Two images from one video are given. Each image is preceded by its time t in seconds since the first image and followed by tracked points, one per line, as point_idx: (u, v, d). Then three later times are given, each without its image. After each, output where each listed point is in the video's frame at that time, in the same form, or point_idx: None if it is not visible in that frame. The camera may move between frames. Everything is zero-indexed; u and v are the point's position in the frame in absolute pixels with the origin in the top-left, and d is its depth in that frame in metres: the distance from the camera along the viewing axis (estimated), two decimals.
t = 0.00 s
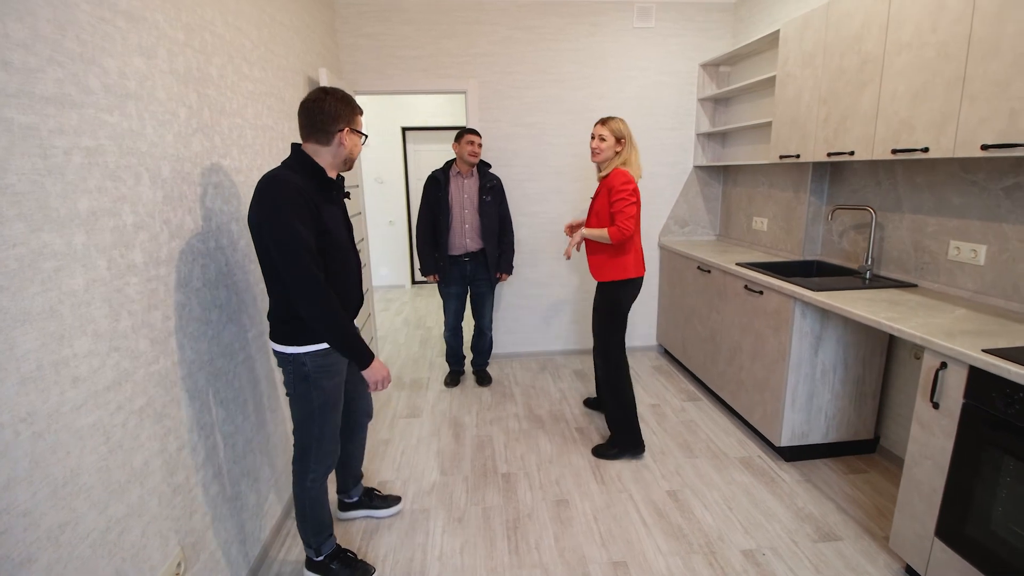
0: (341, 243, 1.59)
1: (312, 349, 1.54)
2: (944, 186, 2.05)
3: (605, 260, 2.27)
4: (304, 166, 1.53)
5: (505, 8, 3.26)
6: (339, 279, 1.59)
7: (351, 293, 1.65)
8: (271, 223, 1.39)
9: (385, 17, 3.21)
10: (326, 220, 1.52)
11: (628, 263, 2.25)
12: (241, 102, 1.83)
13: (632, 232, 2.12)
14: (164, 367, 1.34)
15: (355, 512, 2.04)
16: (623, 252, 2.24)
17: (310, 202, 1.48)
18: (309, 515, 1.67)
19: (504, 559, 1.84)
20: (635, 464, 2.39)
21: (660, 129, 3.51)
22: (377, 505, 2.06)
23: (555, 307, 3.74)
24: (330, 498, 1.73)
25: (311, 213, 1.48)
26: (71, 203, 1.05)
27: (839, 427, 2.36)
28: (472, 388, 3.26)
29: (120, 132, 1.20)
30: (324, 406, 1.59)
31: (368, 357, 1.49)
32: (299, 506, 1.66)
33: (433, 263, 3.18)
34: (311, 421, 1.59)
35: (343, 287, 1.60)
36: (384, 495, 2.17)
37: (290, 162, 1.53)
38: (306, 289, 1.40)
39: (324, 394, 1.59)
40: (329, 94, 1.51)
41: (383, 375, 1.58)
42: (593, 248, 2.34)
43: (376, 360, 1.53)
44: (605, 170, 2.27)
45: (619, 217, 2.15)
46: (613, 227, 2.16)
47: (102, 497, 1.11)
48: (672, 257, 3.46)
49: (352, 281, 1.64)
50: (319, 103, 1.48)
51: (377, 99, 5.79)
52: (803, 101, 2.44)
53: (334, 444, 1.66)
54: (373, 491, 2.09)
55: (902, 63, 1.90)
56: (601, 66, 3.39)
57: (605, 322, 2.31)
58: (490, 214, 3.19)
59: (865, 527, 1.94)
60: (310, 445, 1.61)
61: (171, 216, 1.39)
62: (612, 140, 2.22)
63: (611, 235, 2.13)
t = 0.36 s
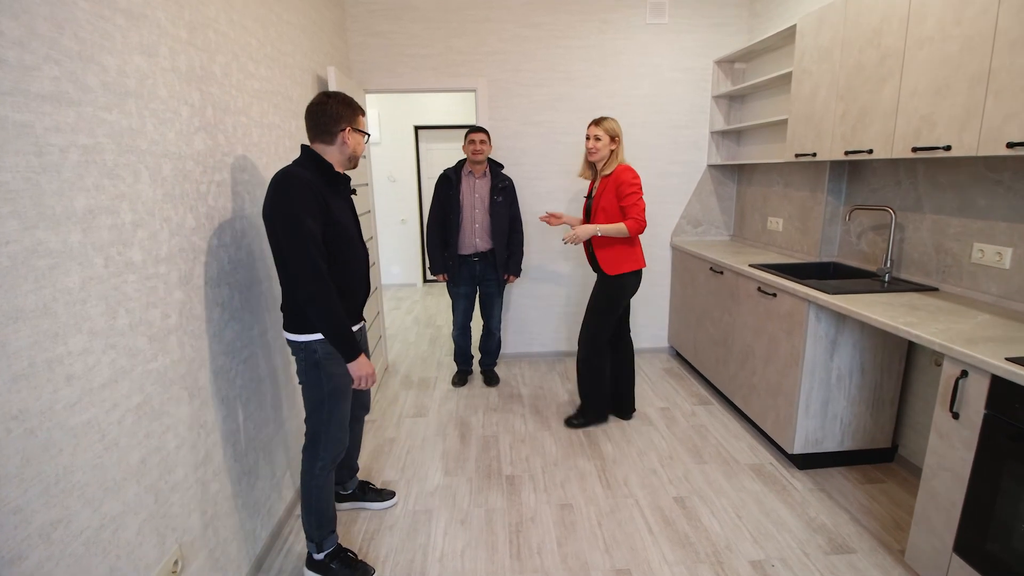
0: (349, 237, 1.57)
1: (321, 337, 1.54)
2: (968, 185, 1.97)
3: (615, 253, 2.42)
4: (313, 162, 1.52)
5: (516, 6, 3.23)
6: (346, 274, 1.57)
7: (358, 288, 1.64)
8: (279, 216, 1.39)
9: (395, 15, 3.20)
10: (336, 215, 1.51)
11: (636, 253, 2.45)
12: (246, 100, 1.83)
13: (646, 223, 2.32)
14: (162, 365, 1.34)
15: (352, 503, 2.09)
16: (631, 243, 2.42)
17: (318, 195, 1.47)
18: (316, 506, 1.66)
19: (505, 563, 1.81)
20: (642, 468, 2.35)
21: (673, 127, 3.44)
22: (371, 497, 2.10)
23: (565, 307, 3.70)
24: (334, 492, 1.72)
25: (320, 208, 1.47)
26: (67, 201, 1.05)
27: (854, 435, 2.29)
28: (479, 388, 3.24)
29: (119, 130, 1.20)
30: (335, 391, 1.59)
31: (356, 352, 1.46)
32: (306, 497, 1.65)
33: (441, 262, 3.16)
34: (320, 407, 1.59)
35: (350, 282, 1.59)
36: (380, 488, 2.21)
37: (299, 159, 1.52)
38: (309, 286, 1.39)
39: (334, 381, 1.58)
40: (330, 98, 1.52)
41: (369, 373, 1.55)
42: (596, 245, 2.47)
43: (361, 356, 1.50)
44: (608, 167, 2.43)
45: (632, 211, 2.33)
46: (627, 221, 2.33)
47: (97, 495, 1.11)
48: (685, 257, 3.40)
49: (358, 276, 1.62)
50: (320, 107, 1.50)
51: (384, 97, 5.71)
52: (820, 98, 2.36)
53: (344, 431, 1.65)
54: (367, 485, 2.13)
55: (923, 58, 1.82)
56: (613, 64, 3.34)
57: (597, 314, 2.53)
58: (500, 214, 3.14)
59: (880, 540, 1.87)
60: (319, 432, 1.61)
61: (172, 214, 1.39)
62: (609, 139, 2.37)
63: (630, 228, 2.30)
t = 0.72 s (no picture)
0: (356, 230, 1.55)
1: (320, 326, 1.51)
2: (993, 186, 1.89)
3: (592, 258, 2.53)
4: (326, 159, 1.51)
5: (527, 4, 3.21)
6: (352, 271, 1.56)
7: (364, 284, 1.62)
8: (283, 211, 1.40)
9: (406, 14, 3.19)
10: (345, 212, 1.49)
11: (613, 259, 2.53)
12: (253, 99, 1.83)
13: (616, 231, 2.41)
14: (163, 364, 1.34)
15: (355, 502, 2.09)
16: (608, 249, 2.51)
17: (323, 189, 1.45)
18: (323, 494, 1.67)
19: (508, 568, 1.79)
20: (650, 474, 2.30)
21: (686, 126, 3.38)
22: (374, 498, 2.09)
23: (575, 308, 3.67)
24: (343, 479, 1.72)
25: (327, 206, 1.46)
26: (66, 200, 1.05)
27: (871, 443, 2.22)
28: (488, 389, 3.22)
29: (121, 129, 1.20)
30: (337, 380, 1.57)
31: (346, 332, 1.44)
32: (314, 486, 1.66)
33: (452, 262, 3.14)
34: (325, 396, 1.59)
35: (355, 279, 1.58)
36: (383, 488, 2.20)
37: (313, 157, 1.52)
38: (307, 284, 1.40)
39: (336, 369, 1.56)
40: (344, 100, 1.52)
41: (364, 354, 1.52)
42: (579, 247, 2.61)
43: (354, 336, 1.48)
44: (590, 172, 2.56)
45: (604, 219, 2.42)
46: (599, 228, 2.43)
47: (94, 493, 1.12)
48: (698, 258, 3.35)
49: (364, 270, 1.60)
50: (335, 109, 1.49)
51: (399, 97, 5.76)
52: (838, 96, 2.29)
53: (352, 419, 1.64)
54: (371, 485, 2.12)
55: (946, 53, 1.75)
56: (626, 62, 3.29)
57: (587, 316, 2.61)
58: (512, 215, 3.11)
59: (897, 554, 1.80)
60: (327, 420, 1.61)
61: (175, 214, 1.39)
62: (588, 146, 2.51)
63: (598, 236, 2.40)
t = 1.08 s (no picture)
0: (359, 231, 1.55)
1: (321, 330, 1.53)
2: None
3: (592, 257, 2.56)
4: (332, 159, 1.51)
5: (544, 3, 3.17)
6: (355, 271, 1.56)
7: (366, 285, 1.62)
8: (285, 213, 1.39)
9: (422, 15, 3.19)
10: (347, 214, 1.50)
11: (614, 261, 2.53)
12: (266, 101, 1.84)
13: (613, 232, 2.43)
14: (171, 364, 1.35)
15: (362, 503, 2.09)
16: (608, 250, 2.52)
17: (326, 191, 1.45)
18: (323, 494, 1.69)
19: None
20: (663, 482, 2.25)
21: (706, 126, 3.31)
22: (383, 500, 2.09)
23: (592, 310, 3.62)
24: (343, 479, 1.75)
25: (329, 207, 1.45)
26: (73, 200, 1.06)
27: (896, 457, 2.13)
28: (501, 392, 3.19)
29: (130, 130, 1.21)
30: (337, 383, 1.58)
31: (346, 340, 1.44)
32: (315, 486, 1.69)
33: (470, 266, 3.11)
34: (325, 399, 1.60)
35: (358, 280, 1.58)
36: (392, 490, 2.20)
37: (319, 158, 1.52)
38: (307, 285, 1.40)
39: (337, 373, 1.58)
40: (350, 100, 1.52)
41: (363, 361, 1.51)
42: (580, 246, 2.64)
43: (353, 344, 1.47)
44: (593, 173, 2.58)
45: (603, 220, 2.44)
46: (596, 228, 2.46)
47: (98, 492, 1.12)
48: (717, 261, 3.28)
49: (367, 271, 1.61)
50: (340, 108, 1.50)
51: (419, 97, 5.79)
52: (865, 94, 2.20)
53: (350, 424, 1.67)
54: (380, 486, 2.11)
55: (980, 49, 1.66)
56: (644, 61, 3.23)
57: (598, 318, 2.60)
58: (531, 216, 3.08)
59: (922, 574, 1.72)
60: (324, 423, 1.63)
61: (184, 214, 1.40)
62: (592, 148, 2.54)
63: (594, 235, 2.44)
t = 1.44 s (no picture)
0: (363, 233, 1.56)
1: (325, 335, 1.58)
2: None
3: (615, 259, 2.50)
4: (333, 160, 1.53)
5: (564, 3, 3.14)
6: (359, 272, 1.56)
7: (373, 285, 1.63)
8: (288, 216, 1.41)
9: (441, 17, 3.19)
10: (349, 215, 1.50)
11: (637, 262, 2.50)
12: (282, 102, 1.85)
13: (645, 232, 2.38)
14: (181, 365, 1.36)
15: (372, 507, 2.08)
16: (632, 250, 2.48)
17: (327, 193, 1.46)
18: (330, 497, 1.72)
19: None
20: (678, 493, 2.19)
21: (728, 127, 3.23)
22: (394, 504, 2.07)
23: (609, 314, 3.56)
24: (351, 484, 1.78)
25: (331, 208, 1.46)
26: (85, 202, 1.07)
27: (926, 474, 2.03)
28: (515, 396, 3.16)
29: (143, 132, 1.22)
30: (344, 391, 1.63)
31: (348, 352, 1.45)
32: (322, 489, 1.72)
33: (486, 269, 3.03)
34: (332, 405, 1.65)
35: (363, 282, 1.58)
36: (403, 493, 2.18)
37: (322, 159, 1.54)
38: (309, 287, 1.41)
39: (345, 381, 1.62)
40: (352, 98, 1.53)
41: (365, 375, 1.52)
42: (599, 248, 2.58)
43: (354, 356, 1.48)
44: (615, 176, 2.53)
45: (634, 219, 2.39)
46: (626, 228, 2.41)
47: (107, 492, 1.13)
48: (738, 266, 3.19)
49: (373, 273, 1.61)
50: (341, 107, 1.51)
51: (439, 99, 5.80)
52: (896, 93, 2.11)
53: (355, 429, 1.71)
54: (391, 490, 2.10)
55: (1021, 45, 1.57)
56: (665, 60, 3.17)
57: (619, 322, 2.55)
58: (550, 219, 3.05)
59: None
60: (332, 427, 1.67)
61: (197, 215, 1.41)
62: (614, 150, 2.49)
63: (627, 235, 2.37)
